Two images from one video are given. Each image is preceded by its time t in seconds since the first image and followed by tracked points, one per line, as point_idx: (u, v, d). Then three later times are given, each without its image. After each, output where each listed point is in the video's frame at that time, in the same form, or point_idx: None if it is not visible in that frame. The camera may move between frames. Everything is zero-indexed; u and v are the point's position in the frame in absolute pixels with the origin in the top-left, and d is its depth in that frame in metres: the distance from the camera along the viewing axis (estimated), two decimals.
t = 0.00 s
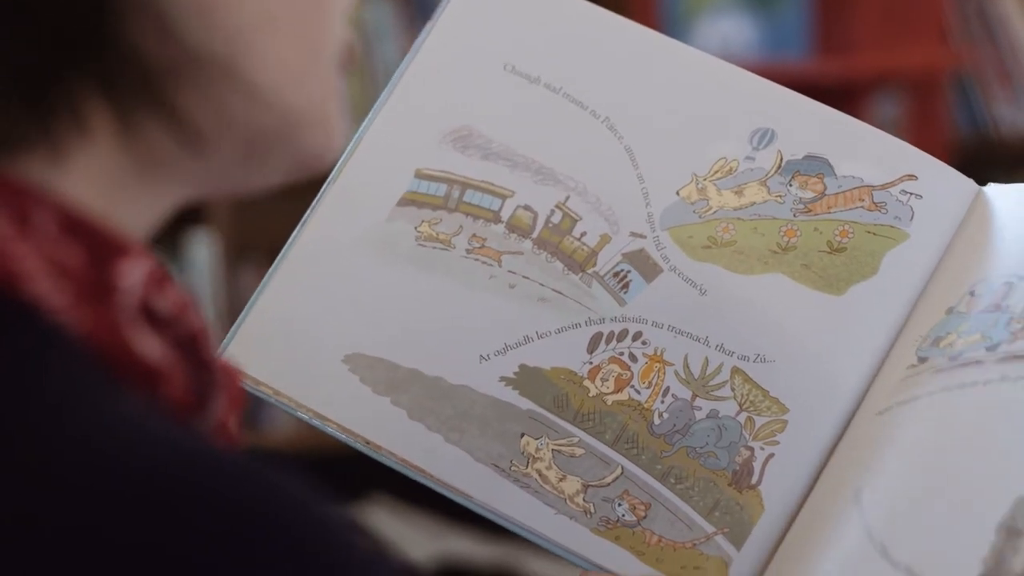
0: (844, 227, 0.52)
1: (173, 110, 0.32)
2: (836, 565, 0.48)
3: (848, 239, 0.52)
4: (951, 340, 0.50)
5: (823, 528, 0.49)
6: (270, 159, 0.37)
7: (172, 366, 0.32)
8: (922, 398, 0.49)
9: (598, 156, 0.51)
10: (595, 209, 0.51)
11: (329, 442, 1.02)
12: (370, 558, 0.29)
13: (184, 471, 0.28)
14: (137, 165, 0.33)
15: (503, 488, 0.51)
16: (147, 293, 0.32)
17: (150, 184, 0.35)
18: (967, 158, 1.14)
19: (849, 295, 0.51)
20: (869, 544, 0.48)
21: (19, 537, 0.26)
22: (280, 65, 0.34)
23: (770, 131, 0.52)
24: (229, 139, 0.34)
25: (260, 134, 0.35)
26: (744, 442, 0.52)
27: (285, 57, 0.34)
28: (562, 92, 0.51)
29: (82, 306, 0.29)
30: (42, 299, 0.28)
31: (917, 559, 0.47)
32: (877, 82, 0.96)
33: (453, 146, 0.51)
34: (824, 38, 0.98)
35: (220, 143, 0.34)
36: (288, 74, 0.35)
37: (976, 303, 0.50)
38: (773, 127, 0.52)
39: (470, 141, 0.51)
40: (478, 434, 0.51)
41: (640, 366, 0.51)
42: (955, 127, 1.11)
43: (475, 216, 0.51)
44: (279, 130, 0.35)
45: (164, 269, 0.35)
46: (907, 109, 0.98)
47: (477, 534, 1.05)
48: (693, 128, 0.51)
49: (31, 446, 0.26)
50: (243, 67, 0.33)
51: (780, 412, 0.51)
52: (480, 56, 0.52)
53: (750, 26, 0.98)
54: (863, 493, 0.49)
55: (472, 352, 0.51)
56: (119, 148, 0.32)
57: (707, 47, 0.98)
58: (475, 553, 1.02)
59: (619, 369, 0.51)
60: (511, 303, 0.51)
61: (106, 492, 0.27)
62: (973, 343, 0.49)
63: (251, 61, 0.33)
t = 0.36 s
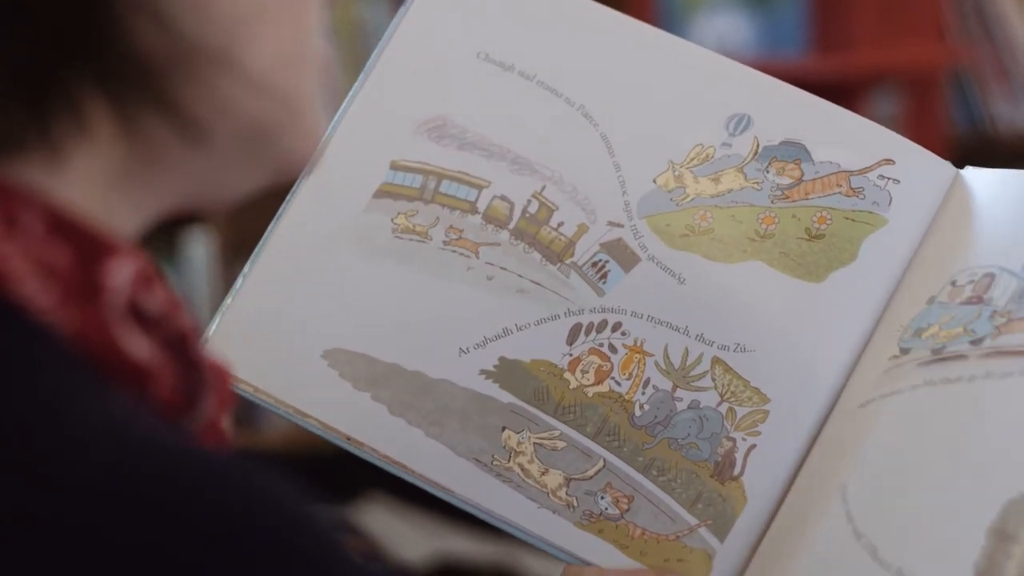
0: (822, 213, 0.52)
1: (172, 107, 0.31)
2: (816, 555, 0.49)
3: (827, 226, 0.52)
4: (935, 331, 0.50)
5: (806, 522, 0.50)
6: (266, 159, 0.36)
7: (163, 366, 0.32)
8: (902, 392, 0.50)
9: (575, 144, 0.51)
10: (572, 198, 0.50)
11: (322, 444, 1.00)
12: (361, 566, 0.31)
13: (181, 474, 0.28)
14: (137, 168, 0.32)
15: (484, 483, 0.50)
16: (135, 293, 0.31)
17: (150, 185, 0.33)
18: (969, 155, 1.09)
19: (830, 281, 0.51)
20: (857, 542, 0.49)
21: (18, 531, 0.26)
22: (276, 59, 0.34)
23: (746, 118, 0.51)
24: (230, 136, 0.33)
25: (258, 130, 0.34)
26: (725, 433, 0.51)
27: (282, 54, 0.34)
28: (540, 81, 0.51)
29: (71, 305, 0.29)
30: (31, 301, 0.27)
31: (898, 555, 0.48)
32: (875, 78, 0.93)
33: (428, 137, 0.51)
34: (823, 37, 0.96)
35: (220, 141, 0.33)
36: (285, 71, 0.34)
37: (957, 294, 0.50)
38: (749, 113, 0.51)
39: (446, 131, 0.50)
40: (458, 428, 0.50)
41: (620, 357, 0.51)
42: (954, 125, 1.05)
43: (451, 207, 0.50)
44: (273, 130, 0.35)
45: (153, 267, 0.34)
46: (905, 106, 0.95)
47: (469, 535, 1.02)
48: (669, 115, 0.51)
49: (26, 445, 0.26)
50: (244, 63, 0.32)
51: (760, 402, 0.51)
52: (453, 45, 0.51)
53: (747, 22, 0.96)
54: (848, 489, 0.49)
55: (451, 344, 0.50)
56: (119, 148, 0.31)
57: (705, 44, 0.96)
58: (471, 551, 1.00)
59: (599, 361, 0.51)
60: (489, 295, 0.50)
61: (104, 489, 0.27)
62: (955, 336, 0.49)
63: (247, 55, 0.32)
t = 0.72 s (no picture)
0: (836, 237, 0.52)
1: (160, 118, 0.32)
2: None
3: (840, 250, 0.52)
4: (945, 355, 0.50)
5: (808, 539, 0.49)
6: (255, 186, 0.36)
7: (164, 372, 0.31)
8: (909, 416, 0.49)
9: (592, 160, 0.51)
10: (588, 214, 0.51)
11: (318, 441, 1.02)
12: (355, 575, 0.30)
13: (185, 488, 0.27)
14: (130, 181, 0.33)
15: (489, 492, 0.51)
16: (133, 299, 0.30)
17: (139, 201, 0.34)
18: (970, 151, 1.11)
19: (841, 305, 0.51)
20: (860, 560, 0.48)
21: (19, 538, 0.26)
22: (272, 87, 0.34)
23: (764, 140, 0.51)
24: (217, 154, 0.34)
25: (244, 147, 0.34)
26: (730, 451, 0.51)
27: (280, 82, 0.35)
28: (563, 99, 0.51)
29: (69, 312, 0.28)
30: (27, 306, 0.27)
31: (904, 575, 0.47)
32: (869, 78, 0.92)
33: (449, 148, 0.51)
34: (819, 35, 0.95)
35: (208, 157, 0.34)
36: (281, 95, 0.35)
37: (968, 320, 0.50)
38: (768, 136, 0.51)
39: (466, 144, 0.51)
40: (466, 437, 0.51)
41: (628, 373, 0.51)
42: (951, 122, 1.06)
43: (468, 219, 0.51)
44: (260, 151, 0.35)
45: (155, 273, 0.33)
46: (902, 105, 0.94)
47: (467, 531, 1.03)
48: (688, 135, 0.51)
49: (25, 452, 0.26)
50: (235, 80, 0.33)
51: (766, 421, 0.51)
52: (476, 58, 0.51)
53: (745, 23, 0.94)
54: (851, 506, 0.49)
55: (461, 354, 0.50)
56: (108, 160, 0.32)
57: (703, 45, 0.95)
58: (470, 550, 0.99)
59: (608, 375, 0.51)
60: (502, 307, 0.51)
61: (104, 500, 0.26)
62: (966, 362, 0.49)
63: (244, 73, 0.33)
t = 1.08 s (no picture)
0: (835, 234, 0.52)
1: (159, 117, 0.32)
2: None
3: (838, 247, 0.52)
4: (942, 352, 0.49)
5: (808, 538, 0.49)
6: (259, 180, 0.36)
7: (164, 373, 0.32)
8: (908, 413, 0.49)
9: (591, 159, 0.50)
10: (587, 213, 0.50)
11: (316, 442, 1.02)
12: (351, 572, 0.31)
13: (187, 489, 0.28)
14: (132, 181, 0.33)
15: (489, 493, 0.50)
16: (136, 301, 0.32)
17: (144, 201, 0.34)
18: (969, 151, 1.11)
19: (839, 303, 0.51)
20: (855, 559, 0.48)
21: (19, 538, 0.26)
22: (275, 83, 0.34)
23: (762, 137, 0.51)
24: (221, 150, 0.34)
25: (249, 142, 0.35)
26: (730, 450, 0.51)
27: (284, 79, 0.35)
28: (561, 98, 0.51)
29: (72, 313, 0.29)
30: (31, 306, 0.28)
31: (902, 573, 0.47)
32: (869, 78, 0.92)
33: (448, 148, 0.50)
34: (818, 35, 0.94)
35: (206, 159, 0.34)
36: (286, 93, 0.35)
37: (965, 317, 0.50)
38: (766, 133, 0.51)
39: (464, 143, 0.50)
40: (465, 438, 0.50)
41: (627, 372, 0.51)
42: (949, 122, 1.06)
43: (466, 219, 0.50)
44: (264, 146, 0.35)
45: (154, 276, 0.34)
46: (901, 104, 0.93)
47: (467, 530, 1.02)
48: (688, 133, 0.51)
49: (26, 451, 0.26)
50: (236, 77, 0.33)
51: (766, 420, 0.51)
52: (472, 57, 0.51)
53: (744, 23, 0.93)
54: (850, 505, 0.49)
55: (460, 355, 0.50)
56: (108, 160, 0.32)
57: (701, 46, 0.94)
58: (468, 551, 1.00)
59: (607, 375, 0.51)
60: (501, 308, 0.50)
61: (104, 500, 0.27)
62: (962, 359, 0.49)
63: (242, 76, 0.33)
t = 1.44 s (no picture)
0: (822, 229, 0.52)
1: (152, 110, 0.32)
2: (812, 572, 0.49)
3: (825, 242, 0.52)
4: (933, 347, 0.50)
5: (798, 533, 0.49)
6: (248, 171, 0.37)
7: (154, 373, 0.32)
8: (900, 408, 0.49)
9: (577, 158, 0.50)
10: (573, 212, 0.50)
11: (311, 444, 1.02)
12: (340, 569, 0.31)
13: (182, 489, 0.28)
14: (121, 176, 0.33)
15: (479, 492, 0.51)
16: (126, 299, 0.31)
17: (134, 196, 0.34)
18: (963, 155, 1.11)
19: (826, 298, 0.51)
20: (850, 555, 0.48)
21: (19, 538, 0.26)
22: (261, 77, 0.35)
23: (747, 133, 0.51)
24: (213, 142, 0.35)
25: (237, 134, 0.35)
26: (719, 446, 0.51)
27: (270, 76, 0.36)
28: (546, 97, 0.51)
29: (63, 312, 0.29)
30: (23, 306, 0.27)
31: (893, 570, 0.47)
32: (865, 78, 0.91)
33: (434, 149, 0.50)
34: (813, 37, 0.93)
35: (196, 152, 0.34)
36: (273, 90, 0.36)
37: (955, 311, 0.50)
38: (751, 129, 0.51)
39: (450, 144, 0.50)
40: (455, 437, 0.50)
41: (616, 370, 0.51)
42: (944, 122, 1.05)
43: (453, 219, 0.50)
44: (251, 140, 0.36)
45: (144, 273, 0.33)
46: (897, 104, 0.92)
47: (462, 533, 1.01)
48: (673, 130, 0.51)
49: (24, 452, 0.26)
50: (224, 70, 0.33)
51: (755, 416, 0.51)
52: (457, 57, 0.51)
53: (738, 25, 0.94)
54: (841, 500, 0.49)
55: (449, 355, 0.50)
56: (96, 153, 0.32)
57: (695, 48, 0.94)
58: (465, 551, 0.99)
59: (596, 373, 0.51)
60: (489, 307, 0.50)
61: (103, 501, 0.27)
62: (954, 354, 0.49)
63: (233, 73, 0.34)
